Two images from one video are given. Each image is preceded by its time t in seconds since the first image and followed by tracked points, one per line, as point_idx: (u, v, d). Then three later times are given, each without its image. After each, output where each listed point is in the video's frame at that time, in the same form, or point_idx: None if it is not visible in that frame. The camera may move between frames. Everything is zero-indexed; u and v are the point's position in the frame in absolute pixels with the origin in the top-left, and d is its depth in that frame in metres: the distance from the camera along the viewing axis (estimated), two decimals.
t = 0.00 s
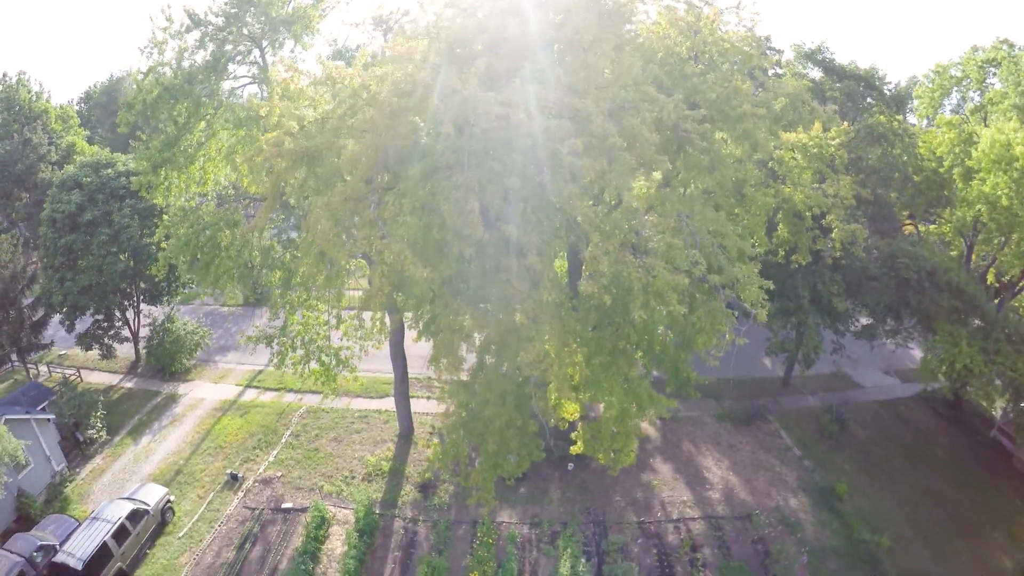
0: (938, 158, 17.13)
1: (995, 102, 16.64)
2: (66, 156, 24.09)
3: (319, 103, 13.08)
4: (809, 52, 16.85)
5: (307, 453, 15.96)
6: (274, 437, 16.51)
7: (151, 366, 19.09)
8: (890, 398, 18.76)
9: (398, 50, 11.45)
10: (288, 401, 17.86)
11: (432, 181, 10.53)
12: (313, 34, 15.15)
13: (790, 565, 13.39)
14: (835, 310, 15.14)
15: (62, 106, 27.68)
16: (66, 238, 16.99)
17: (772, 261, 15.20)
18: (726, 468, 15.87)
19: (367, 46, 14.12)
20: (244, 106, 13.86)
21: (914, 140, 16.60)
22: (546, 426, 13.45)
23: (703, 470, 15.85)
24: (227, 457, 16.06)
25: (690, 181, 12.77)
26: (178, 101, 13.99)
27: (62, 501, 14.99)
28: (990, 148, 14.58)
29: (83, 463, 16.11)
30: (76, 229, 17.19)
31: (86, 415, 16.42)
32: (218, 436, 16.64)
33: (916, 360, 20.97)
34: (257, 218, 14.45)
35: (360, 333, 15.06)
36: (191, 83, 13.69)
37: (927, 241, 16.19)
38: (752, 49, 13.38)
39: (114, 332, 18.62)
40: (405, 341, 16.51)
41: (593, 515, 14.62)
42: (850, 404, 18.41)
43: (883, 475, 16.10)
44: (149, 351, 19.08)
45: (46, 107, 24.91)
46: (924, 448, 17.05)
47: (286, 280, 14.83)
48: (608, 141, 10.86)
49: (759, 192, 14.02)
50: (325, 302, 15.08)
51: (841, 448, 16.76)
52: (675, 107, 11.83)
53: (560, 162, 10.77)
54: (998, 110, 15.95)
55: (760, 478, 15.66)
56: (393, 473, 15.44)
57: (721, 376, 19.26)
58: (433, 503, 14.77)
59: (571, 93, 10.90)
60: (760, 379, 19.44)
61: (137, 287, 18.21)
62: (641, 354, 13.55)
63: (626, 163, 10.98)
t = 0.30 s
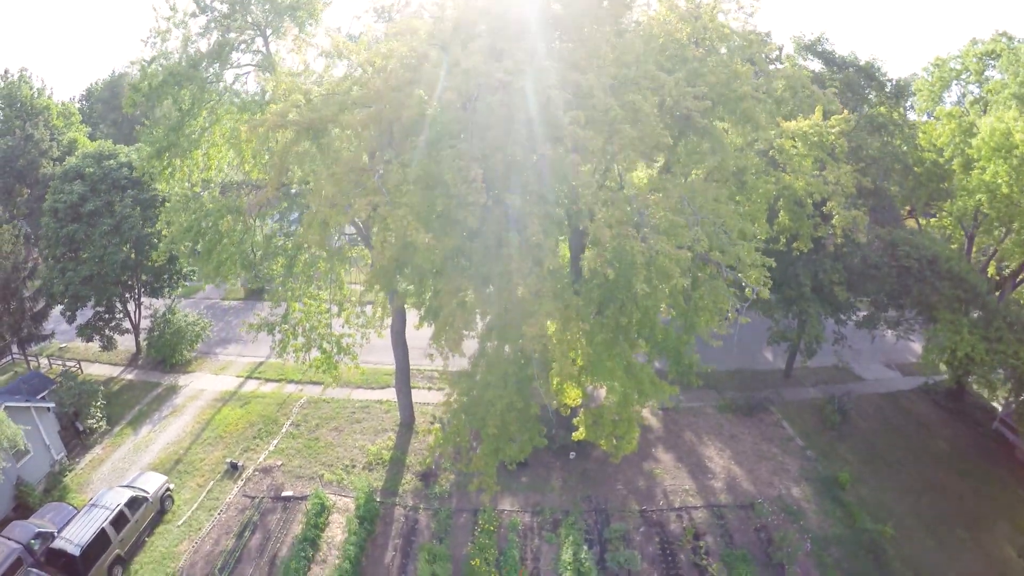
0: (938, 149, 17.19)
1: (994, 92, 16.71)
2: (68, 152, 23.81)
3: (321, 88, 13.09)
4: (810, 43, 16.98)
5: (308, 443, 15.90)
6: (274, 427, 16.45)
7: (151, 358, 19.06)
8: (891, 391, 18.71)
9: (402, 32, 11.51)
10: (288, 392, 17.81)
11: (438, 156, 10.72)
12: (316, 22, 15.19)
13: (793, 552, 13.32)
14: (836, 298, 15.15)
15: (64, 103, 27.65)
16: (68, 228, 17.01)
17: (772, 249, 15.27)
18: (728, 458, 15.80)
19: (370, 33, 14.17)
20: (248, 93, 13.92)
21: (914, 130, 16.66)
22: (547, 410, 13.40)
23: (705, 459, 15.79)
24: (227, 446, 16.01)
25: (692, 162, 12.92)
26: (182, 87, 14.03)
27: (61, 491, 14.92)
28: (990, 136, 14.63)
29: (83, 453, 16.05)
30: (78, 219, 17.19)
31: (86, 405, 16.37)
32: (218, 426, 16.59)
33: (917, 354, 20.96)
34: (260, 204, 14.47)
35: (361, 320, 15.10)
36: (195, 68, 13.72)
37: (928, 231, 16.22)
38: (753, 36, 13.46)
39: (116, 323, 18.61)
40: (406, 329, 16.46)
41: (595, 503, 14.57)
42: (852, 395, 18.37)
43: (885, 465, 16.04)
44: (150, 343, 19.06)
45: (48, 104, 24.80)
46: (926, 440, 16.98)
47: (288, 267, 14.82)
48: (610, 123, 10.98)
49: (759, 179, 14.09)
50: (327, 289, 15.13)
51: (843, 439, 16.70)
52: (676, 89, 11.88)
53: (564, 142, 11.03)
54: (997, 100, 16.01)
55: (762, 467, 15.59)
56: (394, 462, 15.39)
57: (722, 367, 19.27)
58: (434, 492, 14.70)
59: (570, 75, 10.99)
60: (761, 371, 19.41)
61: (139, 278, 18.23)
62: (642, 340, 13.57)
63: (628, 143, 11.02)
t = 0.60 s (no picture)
0: (938, 140, 17.27)
1: (992, 84, 16.81)
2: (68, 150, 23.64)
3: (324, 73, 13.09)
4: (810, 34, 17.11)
5: (308, 432, 15.83)
6: (275, 417, 16.39)
7: (151, 350, 19.01)
8: (893, 382, 18.69)
9: (405, 16, 11.62)
10: (289, 383, 17.76)
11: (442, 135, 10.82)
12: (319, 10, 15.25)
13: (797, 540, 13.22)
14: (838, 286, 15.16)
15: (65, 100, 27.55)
16: (68, 219, 16.99)
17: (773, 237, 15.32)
18: (731, 447, 15.72)
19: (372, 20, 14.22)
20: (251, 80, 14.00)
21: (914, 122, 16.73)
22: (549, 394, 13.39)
23: (707, 449, 15.74)
24: (226, 436, 15.94)
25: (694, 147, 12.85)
26: (185, 75, 14.05)
27: (59, 480, 14.82)
28: (990, 124, 14.73)
29: (82, 443, 15.97)
30: (79, 210, 17.16)
31: (86, 396, 16.31)
32: (218, 416, 16.53)
33: (916, 347, 20.98)
34: (262, 191, 14.49)
35: (364, 305, 15.17)
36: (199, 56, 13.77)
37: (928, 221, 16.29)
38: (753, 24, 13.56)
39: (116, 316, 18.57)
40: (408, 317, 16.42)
41: (597, 491, 14.49)
42: (853, 387, 18.33)
43: (888, 455, 15.98)
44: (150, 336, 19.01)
45: (49, 101, 24.70)
46: (929, 430, 16.95)
47: (289, 255, 14.80)
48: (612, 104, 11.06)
49: (760, 167, 14.17)
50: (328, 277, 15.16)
51: (845, 429, 16.64)
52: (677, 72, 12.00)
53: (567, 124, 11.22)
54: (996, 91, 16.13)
55: (765, 457, 15.52)
56: (394, 451, 15.33)
57: (722, 359, 19.29)
58: (435, 480, 14.61)
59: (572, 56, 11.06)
60: (762, 363, 19.39)
61: (140, 270, 18.24)
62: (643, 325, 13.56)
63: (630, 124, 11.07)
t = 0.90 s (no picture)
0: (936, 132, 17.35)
1: (989, 76, 16.92)
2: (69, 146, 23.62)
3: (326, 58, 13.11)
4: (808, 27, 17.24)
5: (308, 422, 15.79)
6: (275, 407, 16.35)
7: (151, 343, 18.99)
8: (893, 375, 18.68)
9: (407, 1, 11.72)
10: (289, 374, 17.74)
11: (444, 116, 10.94)
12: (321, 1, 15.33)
13: (799, 528, 13.17)
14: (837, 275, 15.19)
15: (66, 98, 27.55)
16: (69, 210, 17.01)
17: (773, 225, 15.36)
18: (732, 437, 15.68)
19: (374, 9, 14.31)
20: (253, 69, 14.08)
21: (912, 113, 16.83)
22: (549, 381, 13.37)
23: (708, 439, 15.70)
24: (226, 426, 15.90)
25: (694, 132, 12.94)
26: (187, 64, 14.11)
27: (58, 470, 14.76)
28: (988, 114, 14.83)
29: (82, 433, 15.93)
30: (80, 202, 17.19)
31: (85, 386, 16.28)
32: (217, 407, 16.50)
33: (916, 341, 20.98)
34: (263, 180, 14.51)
35: (364, 293, 15.15)
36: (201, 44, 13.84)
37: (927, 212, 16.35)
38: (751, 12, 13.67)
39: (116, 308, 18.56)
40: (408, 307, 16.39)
41: (598, 480, 14.44)
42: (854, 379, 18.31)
43: (889, 446, 15.94)
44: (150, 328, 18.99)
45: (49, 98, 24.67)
46: (930, 422, 16.92)
47: (290, 243, 14.80)
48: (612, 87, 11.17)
49: (759, 155, 14.25)
50: (328, 267, 15.19)
51: (846, 420, 16.61)
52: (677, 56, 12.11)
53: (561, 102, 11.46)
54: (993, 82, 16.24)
55: (766, 447, 15.48)
56: (394, 440, 15.28)
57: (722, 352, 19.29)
58: (435, 469, 14.56)
59: (572, 38, 11.16)
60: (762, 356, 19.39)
61: (140, 262, 18.23)
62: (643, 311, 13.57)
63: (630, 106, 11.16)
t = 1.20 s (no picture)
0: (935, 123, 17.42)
1: (988, 68, 17.00)
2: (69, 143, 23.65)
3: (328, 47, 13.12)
4: (807, 19, 17.39)
5: (308, 412, 15.74)
6: (274, 398, 16.31)
7: (151, 335, 18.98)
8: (894, 367, 18.66)
9: None
10: (289, 366, 17.70)
11: (447, 100, 11.02)
12: None
13: (801, 515, 13.10)
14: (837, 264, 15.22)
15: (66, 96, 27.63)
16: (70, 202, 17.04)
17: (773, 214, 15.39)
18: (733, 427, 15.64)
19: None
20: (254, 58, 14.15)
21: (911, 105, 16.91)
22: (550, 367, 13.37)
23: (709, 428, 15.66)
24: (226, 417, 15.85)
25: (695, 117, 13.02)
26: (189, 53, 14.17)
27: (56, 460, 14.70)
28: (986, 104, 14.94)
29: (81, 424, 15.88)
30: (81, 193, 17.24)
31: (85, 377, 16.25)
32: (217, 398, 16.45)
33: (916, 335, 21.00)
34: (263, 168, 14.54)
35: (364, 283, 15.17)
36: (203, 33, 13.91)
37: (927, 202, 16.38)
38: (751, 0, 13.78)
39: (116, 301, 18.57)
40: (408, 297, 16.38)
41: (599, 468, 14.39)
42: (854, 371, 18.29)
43: (890, 437, 15.90)
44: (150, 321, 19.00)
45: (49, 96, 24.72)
46: (931, 413, 16.89)
47: (291, 232, 14.83)
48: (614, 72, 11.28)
49: (759, 143, 14.33)
50: (329, 255, 15.22)
51: (847, 411, 16.58)
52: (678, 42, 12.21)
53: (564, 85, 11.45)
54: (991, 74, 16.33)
55: (768, 436, 15.43)
56: (395, 430, 15.23)
57: (722, 344, 19.29)
58: (435, 457, 14.51)
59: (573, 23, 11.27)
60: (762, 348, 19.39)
61: (139, 255, 18.25)
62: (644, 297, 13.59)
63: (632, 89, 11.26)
